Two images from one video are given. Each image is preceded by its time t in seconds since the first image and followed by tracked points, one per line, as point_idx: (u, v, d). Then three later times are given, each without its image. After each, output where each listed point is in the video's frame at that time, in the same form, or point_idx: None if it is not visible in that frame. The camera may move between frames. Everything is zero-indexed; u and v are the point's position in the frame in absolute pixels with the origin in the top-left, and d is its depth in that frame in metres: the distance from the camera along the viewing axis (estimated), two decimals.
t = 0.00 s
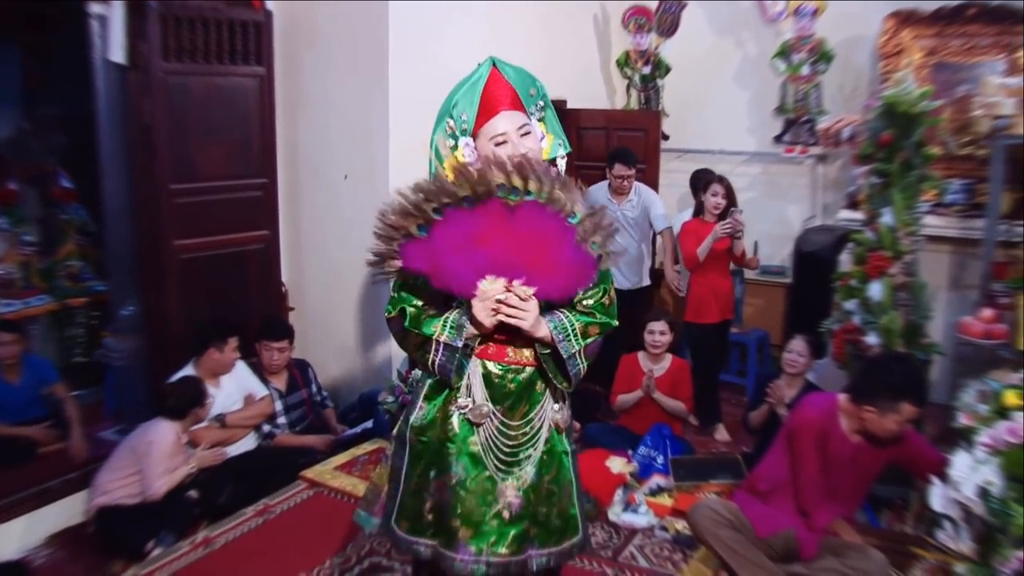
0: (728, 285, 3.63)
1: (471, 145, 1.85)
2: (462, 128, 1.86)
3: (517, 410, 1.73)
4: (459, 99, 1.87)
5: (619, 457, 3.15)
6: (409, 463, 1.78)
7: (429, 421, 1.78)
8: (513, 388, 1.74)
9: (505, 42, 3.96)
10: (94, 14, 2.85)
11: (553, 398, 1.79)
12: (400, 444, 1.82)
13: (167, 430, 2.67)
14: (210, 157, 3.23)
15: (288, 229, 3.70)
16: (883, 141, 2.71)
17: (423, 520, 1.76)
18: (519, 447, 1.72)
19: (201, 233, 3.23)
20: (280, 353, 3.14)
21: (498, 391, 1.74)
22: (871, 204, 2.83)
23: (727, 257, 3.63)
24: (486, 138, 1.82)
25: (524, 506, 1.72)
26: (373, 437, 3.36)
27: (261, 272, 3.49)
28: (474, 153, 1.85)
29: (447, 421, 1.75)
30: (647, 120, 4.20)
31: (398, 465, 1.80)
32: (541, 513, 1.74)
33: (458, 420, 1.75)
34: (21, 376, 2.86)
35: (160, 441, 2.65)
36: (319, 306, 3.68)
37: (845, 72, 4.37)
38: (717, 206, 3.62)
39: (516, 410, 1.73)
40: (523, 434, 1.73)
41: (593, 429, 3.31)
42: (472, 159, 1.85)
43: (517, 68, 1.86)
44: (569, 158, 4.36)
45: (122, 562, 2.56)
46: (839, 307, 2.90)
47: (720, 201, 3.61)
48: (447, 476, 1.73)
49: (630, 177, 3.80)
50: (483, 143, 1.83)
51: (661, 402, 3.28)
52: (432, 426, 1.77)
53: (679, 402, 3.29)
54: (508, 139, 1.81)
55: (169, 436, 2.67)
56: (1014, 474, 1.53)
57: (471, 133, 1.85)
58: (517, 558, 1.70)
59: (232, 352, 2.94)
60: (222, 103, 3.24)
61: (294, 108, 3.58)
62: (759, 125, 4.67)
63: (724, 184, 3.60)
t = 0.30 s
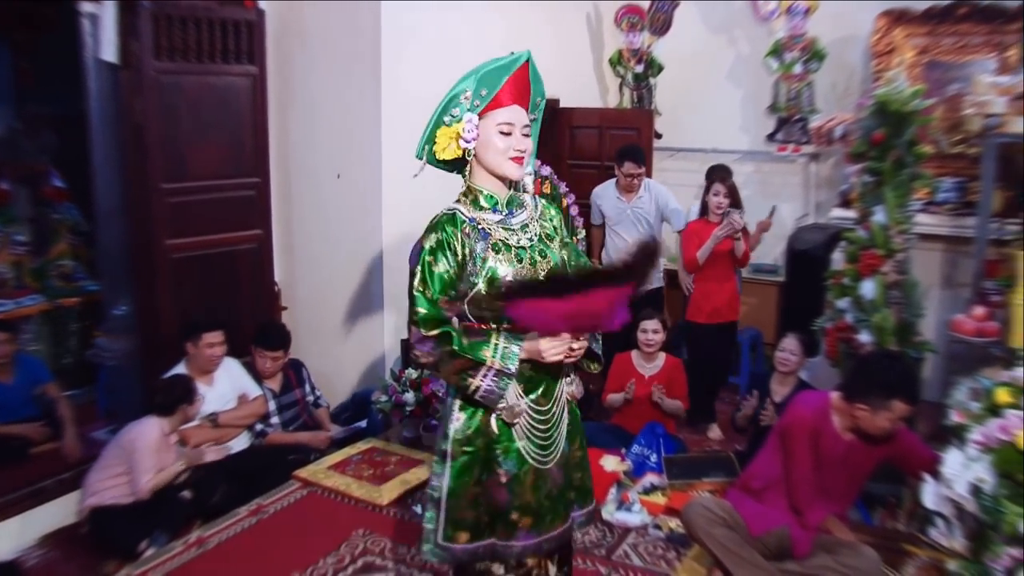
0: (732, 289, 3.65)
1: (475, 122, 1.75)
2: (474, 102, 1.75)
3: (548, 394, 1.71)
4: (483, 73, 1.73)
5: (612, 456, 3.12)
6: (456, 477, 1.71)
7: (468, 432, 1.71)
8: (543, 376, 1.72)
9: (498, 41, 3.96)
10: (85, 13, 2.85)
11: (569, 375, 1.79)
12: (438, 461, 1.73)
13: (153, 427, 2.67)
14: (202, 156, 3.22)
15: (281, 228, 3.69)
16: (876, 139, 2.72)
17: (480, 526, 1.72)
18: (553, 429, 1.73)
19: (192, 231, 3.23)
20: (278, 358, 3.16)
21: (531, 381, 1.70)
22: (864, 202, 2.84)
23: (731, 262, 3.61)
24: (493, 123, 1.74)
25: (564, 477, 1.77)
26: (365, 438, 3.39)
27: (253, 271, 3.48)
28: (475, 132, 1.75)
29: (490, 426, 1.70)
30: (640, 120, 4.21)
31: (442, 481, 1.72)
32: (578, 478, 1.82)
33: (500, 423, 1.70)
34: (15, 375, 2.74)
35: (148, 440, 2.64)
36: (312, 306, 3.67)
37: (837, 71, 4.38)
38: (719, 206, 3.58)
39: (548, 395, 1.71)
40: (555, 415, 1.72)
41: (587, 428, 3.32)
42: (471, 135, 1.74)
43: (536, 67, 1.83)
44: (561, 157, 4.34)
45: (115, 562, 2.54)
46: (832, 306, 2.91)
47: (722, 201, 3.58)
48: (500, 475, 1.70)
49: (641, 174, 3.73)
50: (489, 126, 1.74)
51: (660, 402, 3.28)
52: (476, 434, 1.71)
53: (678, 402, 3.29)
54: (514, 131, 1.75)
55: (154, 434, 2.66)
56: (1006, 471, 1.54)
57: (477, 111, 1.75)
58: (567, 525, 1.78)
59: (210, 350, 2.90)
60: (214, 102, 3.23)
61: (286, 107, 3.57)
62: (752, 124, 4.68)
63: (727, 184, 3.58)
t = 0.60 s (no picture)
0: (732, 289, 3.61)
1: (485, 119, 1.73)
2: (488, 100, 1.74)
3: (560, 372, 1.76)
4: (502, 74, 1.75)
5: (605, 454, 3.13)
6: (506, 468, 1.72)
7: (503, 426, 1.72)
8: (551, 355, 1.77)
9: (490, 40, 3.96)
10: (76, 11, 2.84)
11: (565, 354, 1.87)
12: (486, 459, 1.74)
13: (146, 428, 2.65)
14: (194, 155, 3.22)
15: (273, 227, 3.69)
16: (867, 138, 2.73)
17: (537, 512, 1.70)
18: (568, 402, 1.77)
19: (183, 230, 3.22)
20: (269, 358, 3.15)
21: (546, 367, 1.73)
22: (854, 200, 2.85)
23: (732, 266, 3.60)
24: (502, 124, 1.74)
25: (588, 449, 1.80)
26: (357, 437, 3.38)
27: (246, 270, 3.48)
28: (485, 129, 1.73)
29: (518, 416, 1.72)
30: (631, 119, 4.19)
31: (497, 473, 1.73)
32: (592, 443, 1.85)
33: (530, 409, 1.72)
34: (6, 375, 2.72)
35: (140, 441, 2.63)
36: (304, 305, 3.67)
37: (828, 69, 4.40)
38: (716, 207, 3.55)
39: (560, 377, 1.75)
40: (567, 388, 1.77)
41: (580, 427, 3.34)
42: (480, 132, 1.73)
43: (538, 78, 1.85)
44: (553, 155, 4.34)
45: (107, 563, 2.54)
46: (824, 304, 2.92)
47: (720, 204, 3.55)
48: (541, 459, 1.70)
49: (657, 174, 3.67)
50: (497, 126, 1.74)
51: (648, 400, 3.29)
52: (508, 428, 1.72)
53: (665, 400, 3.30)
54: (518, 134, 1.76)
55: (146, 434, 2.64)
56: (997, 468, 1.55)
57: (488, 110, 1.74)
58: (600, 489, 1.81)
59: (199, 347, 2.89)
60: (206, 102, 3.23)
61: (278, 106, 3.56)
62: (744, 122, 4.69)
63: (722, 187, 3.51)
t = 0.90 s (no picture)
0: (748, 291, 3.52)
1: (478, 119, 1.74)
2: (479, 100, 1.75)
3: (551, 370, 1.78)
4: (491, 73, 1.76)
5: (602, 449, 3.13)
6: (496, 466, 1.76)
7: (493, 424, 1.75)
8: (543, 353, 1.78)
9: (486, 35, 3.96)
10: (71, 7, 2.84)
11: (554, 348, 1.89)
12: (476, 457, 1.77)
13: (141, 424, 2.65)
14: (191, 151, 3.21)
15: (270, 223, 3.68)
16: (863, 133, 2.73)
17: (528, 507, 1.74)
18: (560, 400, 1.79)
19: (180, 227, 3.20)
20: (262, 355, 3.16)
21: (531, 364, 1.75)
22: (851, 195, 2.85)
23: (748, 266, 3.49)
24: (495, 122, 1.76)
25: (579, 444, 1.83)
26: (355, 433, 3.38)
27: (243, 266, 3.48)
28: (478, 130, 1.75)
29: (507, 414, 1.74)
30: (626, 113, 4.17)
31: (485, 472, 1.77)
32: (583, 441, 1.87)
33: (521, 407, 1.74)
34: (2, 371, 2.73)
35: (136, 437, 2.63)
36: (301, 301, 3.66)
37: (825, 65, 4.40)
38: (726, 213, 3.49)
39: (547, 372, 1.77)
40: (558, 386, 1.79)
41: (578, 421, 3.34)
42: (474, 132, 1.74)
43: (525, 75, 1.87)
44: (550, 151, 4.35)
45: (105, 559, 2.54)
46: (821, 299, 2.92)
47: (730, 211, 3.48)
48: (531, 456, 1.73)
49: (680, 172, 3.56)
50: (489, 125, 1.75)
51: (644, 394, 3.29)
52: (500, 426, 1.74)
53: (662, 395, 3.29)
54: (510, 132, 1.78)
55: (142, 431, 2.64)
56: (994, 463, 1.55)
57: (481, 109, 1.76)
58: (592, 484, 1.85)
59: (203, 342, 2.89)
60: (203, 97, 3.22)
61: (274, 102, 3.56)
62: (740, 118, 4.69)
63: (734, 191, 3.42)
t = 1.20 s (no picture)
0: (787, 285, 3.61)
1: (451, 109, 1.77)
2: (447, 89, 1.77)
3: (524, 367, 1.77)
4: (451, 59, 1.76)
5: (611, 441, 3.13)
6: (441, 446, 1.76)
7: (447, 403, 1.75)
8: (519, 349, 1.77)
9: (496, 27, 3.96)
10: None
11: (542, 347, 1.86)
12: (421, 430, 1.78)
13: (151, 415, 2.66)
14: (201, 142, 3.22)
15: (279, 214, 3.68)
16: (875, 125, 2.71)
17: (461, 496, 1.75)
18: (531, 401, 1.79)
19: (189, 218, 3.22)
20: (269, 350, 3.17)
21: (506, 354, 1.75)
22: (862, 188, 2.83)
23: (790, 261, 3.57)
24: (469, 105, 1.78)
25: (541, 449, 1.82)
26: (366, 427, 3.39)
27: (252, 258, 3.49)
28: (454, 118, 1.78)
29: (470, 397, 1.75)
30: (637, 104, 4.12)
31: (427, 450, 1.78)
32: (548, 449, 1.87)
33: (485, 394, 1.75)
34: (14, 362, 2.73)
35: (145, 426, 2.64)
36: (311, 292, 3.67)
37: (835, 56, 4.39)
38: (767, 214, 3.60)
39: (524, 366, 1.77)
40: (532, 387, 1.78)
41: (587, 414, 3.35)
42: (450, 123, 1.77)
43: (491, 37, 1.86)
44: (559, 142, 4.31)
45: (115, 548, 2.56)
46: (831, 292, 2.92)
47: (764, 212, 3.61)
48: (479, 447, 1.75)
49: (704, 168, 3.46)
50: (465, 109, 1.78)
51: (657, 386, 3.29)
52: (456, 406, 1.75)
53: (674, 388, 3.29)
54: (488, 108, 1.80)
55: (151, 421, 2.65)
56: (1004, 457, 1.54)
57: (451, 97, 1.77)
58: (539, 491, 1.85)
59: (219, 340, 2.92)
60: (212, 88, 3.23)
61: (283, 94, 3.55)
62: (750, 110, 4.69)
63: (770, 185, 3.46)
